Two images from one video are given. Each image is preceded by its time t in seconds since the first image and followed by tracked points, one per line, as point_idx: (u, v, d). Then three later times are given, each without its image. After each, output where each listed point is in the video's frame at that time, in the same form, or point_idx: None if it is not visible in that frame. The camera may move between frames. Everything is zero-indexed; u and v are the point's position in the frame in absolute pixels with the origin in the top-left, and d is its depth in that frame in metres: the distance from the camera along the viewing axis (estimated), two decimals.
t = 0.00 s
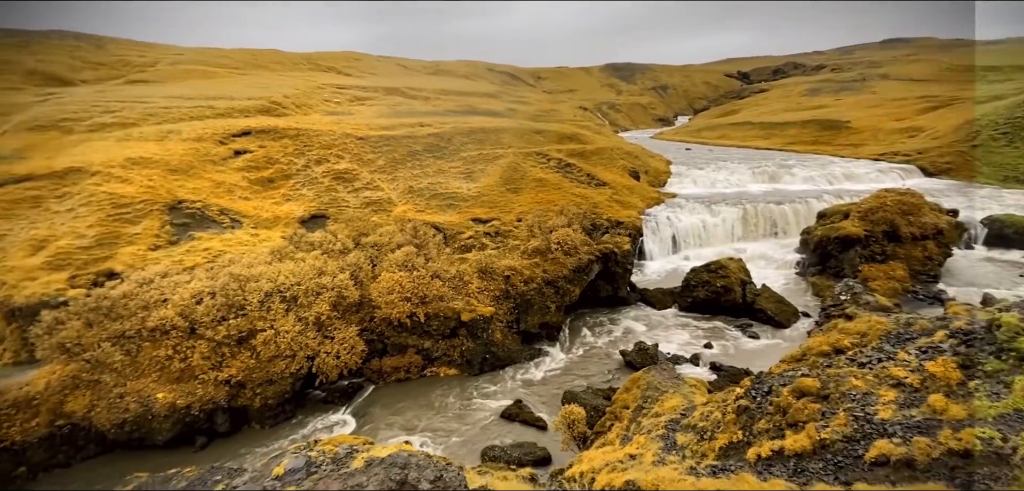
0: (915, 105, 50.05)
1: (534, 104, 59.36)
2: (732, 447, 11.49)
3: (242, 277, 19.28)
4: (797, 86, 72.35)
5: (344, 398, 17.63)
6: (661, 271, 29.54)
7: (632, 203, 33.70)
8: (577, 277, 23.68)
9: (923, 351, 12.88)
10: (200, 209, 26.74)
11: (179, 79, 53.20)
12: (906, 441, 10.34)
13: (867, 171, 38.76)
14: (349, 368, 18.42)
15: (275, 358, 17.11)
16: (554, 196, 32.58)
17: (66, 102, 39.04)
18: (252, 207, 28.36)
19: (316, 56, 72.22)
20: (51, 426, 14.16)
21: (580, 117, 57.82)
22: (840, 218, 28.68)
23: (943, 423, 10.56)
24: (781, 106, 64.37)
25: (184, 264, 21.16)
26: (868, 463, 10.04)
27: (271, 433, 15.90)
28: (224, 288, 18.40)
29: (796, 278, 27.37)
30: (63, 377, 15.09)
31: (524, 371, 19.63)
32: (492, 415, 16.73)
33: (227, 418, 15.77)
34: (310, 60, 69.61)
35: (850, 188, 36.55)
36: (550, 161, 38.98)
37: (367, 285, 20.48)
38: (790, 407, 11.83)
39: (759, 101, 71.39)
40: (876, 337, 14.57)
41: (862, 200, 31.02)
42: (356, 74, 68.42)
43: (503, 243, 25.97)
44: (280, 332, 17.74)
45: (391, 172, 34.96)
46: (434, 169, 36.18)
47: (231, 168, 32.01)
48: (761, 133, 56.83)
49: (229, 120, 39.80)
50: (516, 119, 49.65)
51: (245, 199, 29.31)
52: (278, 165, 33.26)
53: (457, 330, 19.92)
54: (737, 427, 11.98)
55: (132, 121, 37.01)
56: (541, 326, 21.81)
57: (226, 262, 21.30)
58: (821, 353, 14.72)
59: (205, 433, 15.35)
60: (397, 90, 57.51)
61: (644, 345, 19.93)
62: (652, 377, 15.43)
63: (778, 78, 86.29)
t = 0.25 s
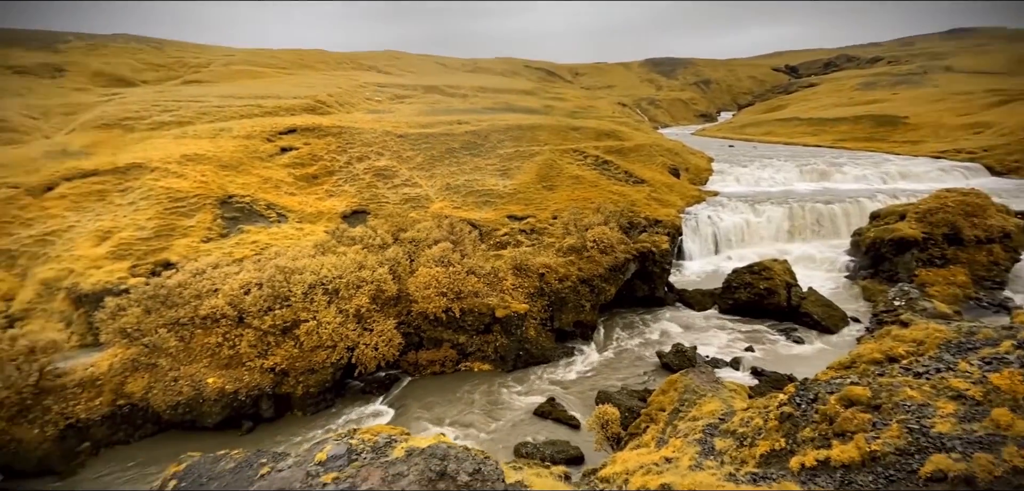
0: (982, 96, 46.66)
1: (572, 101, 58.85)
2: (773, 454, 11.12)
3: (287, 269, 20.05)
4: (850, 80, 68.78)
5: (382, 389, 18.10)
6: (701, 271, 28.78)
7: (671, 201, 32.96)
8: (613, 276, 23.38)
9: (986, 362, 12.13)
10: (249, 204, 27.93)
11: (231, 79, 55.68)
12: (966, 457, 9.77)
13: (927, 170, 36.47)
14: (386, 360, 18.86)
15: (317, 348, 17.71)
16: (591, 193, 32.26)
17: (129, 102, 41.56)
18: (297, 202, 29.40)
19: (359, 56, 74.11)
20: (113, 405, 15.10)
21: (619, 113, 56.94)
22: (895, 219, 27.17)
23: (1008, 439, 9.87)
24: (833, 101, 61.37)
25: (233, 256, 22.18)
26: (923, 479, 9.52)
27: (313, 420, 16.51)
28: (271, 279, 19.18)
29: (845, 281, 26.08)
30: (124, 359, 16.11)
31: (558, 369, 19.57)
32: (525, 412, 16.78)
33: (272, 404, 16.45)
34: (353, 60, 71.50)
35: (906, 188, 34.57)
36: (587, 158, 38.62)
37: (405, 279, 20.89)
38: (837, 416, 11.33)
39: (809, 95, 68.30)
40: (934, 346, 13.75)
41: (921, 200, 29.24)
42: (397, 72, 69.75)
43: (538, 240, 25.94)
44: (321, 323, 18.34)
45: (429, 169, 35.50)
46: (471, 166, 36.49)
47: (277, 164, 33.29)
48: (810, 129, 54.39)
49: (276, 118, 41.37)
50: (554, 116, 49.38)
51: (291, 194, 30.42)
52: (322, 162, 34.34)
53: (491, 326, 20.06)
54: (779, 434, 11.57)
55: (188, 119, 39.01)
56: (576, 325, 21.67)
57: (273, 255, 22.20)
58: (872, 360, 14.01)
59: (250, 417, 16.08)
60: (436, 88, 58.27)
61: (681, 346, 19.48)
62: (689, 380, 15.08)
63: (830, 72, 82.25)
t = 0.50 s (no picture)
0: None
1: (605, 98, 58.19)
2: (812, 463, 10.74)
3: (324, 264, 20.64)
4: (901, 75, 65.38)
5: (413, 383, 18.42)
6: (737, 273, 28.01)
7: (707, 201, 32.20)
8: (645, 276, 23.03)
9: None
10: (289, 199, 28.87)
11: (273, 79, 57.60)
12: (1023, 474, 9.25)
13: (985, 170, 34.36)
14: (417, 354, 19.14)
15: (351, 341, 18.14)
16: (623, 192, 31.86)
17: (179, 102, 43.53)
18: (334, 199, 30.20)
19: (394, 56, 75.41)
20: (160, 390, 15.83)
21: (653, 110, 55.94)
22: (948, 222, 25.85)
23: None
24: (882, 97, 58.47)
25: (273, 250, 22.98)
26: None
27: (346, 411, 16.95)
28: (308, 273, 19.79)
29: (893, 286, 24.88)
30: (171, 346, 16.92)
31: (587, 368, 19.43)
32: (554, 411, 16.74)
33: (308, 393, 16.96)
34: (389, 60, 72.82)
35: (960, 188, 32.72)
36: (620, 156, 38.13)
37: (437, 276, 21.17)
38: (882, 427, 10.86)
39: (856, 91, 65.35)
40: (990, 357, 13.00)
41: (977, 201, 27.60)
42: (431, 71, 70.61)
43: (569, 239, 25.83)
44: (356, 316, 18.78)
45: (461, 167, 35.81)
46: (503, 164, 36.60)
47: (316, 162, 34.25)
48: (856, 126, 52.03)
49: (315, 117, 42.58)
50: (587, 113, 48.93)
51: (328, 191, 31.27)
52: (358, 160, 35.13)
53: (521, 323, 20.10)
54: (818, 443, 11.18)
55: (232, 118, 40.57)
56: (606, 324, 21.45)
57: (310, 249, 22.89)
58: (921, 370, 13.35)
59: (288, 406, 16.63)
60: (469, 87, 58.67)
61: (715, 350, 19.03)
62: (723, 384, 14.72)
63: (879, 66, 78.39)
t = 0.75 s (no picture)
0: None
1: (644, 96, 57.15)
2: (859, 477, 10.27)
3: (363, 259, 21.20)
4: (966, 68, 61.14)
5: (447, 378, 18.69)
6: (780, 277, 27.00)
7: (749, 201, 31.17)
8: (683, 278, 22.54)
9: None
10: (331, 196, 29.78)
11: (317, 79, 59.46)
12: None
13: None
14: (451, 350, 19.37)
15: (388, 334, 18.55)
16: (662, 191, 31.24)
17: (230, 102, 45.56)
18: (373, 196, 30.93)
19: (433, 56, 76.49)
20: (209, 376, 16.64)
21: (694, 108, 54.54)
22: (1015, 226, 24.07)
23: None
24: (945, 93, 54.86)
25: (316, 245, 23.77)
26: None
27: (382, 402, 17.37)
28: (348, 268, 20.37)
29: (952, 294, 23.40)
30: (219, 334, 17.78)
31: (621, 370, 19.19)
32: (587, 412, 16.62)
33: (346, 385, 17.47)
34: (428, 59, 73.92)
35: None
36: (659, 155, 37.37)
37: (471, 273, 21.36)
38: (937, 442, 10.27)
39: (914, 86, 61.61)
40: None
41: None
42: (469, 70, 71.23)
43: (605, 238, 25.57)
44: (393, 311, 19.19)
45: (497, 166, 35.97)
46: (539, 162, 36.54)
47: (357, 160, 35.18)
48: (914, 124, 49.08)
49: (356, 116, 43.70)
50: (625, 111, 48.18)
51: (368, 188, 32.05)
52: (397, 158, 35.85)
53: (554, 323, 20.04)
54: (866, 456, 10.69)
55: (279, 117, 42.13)
56: (641, 326, 21.11)
57: (350, 245, 23.56)
58: (982, 384, 12.54)
59: (327, 396, 17.19)
60: (506, 86, 58.82)
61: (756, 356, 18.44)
62: (764, 391, 14.25)
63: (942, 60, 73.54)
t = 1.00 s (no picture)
0: None
1: (679, 94, 56.02)
2: None
3: (395, 256, 21.58)
4: None
5: (475, 376, 18.86)
6: (820, 281, 26.04)
7: (788, 203, 30.15)
8: (717, 281, 22.01)
9: None
10: (365, 194, 30.44)
11: (353, 79, 60.84)
12: None
13: None
14: (480, 348, 19.49)
15: (418, 330, 18.82)
16: (696, 192, 30.57)
17: (270, 102, 47.16)
18: (405, 195, 31.45)
19: (467, 56, 77.11)
20: (248, 366, 17.29)
21: (730, 106, 53.13)
22: None
23: None
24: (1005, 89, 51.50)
25: (350, 242, 24.37)
26: None
27: (411, 397, 17.67)
28: (381, 265, 20.77)
29: (1008, 304, 22.04)
30: (258, 326, 18.45)
31: (651, 374, 18.90)
32: (616, 414, 16.46)
33: (376, 379, 17.85)
34: (461, 59, 74.59)
35: None
36: (694, 154, 36.58)
37: (500, 271, 21.43)
38: (990, 460, 9.71)
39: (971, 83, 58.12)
40: None
41: None
42: (501, 70, 71.48)
43: (636, 239, 25.25)
44: (423, 307, 19.44)
45: (528, 165, 35.97)
46: (570, 161, 36.34)
47: (390, 159, 35.84)
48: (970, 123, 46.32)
49: (390, 116, 44.50)
50: (659, 110, 47.37)
51: (401, 187, 32.59)
52: (429, 157, 36.32)
53: (583, 324, 19.91)
54: (910, 471, 10.20)
55: (316, 117, 43.35)
56: (673, 329, 20.73)
57: (383, 242, 24.03)
58: None
59: (358, 389, 17.62)
60: (538, 85, 58.74)
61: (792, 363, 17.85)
62: (801, 399, 13.77)
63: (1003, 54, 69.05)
